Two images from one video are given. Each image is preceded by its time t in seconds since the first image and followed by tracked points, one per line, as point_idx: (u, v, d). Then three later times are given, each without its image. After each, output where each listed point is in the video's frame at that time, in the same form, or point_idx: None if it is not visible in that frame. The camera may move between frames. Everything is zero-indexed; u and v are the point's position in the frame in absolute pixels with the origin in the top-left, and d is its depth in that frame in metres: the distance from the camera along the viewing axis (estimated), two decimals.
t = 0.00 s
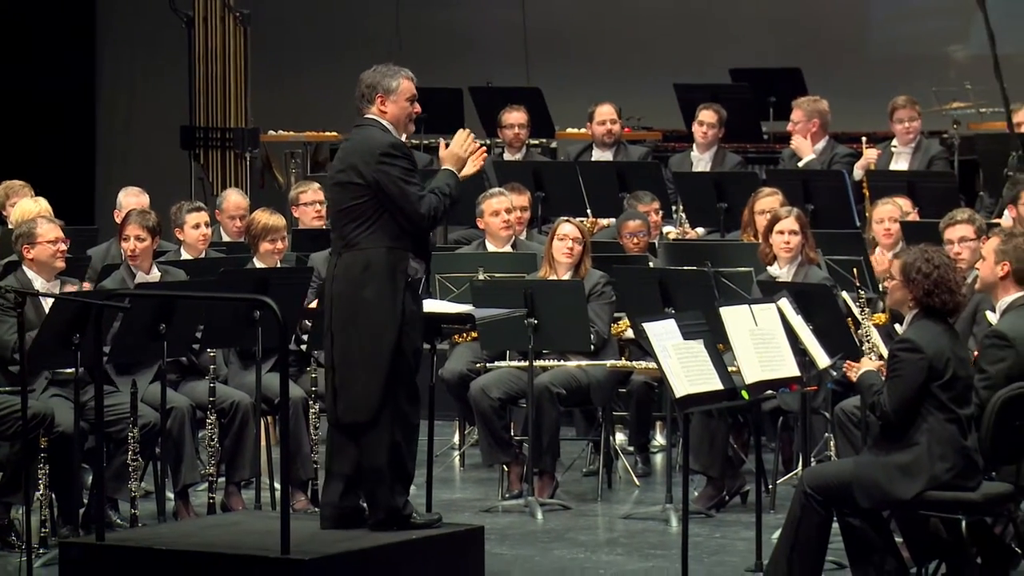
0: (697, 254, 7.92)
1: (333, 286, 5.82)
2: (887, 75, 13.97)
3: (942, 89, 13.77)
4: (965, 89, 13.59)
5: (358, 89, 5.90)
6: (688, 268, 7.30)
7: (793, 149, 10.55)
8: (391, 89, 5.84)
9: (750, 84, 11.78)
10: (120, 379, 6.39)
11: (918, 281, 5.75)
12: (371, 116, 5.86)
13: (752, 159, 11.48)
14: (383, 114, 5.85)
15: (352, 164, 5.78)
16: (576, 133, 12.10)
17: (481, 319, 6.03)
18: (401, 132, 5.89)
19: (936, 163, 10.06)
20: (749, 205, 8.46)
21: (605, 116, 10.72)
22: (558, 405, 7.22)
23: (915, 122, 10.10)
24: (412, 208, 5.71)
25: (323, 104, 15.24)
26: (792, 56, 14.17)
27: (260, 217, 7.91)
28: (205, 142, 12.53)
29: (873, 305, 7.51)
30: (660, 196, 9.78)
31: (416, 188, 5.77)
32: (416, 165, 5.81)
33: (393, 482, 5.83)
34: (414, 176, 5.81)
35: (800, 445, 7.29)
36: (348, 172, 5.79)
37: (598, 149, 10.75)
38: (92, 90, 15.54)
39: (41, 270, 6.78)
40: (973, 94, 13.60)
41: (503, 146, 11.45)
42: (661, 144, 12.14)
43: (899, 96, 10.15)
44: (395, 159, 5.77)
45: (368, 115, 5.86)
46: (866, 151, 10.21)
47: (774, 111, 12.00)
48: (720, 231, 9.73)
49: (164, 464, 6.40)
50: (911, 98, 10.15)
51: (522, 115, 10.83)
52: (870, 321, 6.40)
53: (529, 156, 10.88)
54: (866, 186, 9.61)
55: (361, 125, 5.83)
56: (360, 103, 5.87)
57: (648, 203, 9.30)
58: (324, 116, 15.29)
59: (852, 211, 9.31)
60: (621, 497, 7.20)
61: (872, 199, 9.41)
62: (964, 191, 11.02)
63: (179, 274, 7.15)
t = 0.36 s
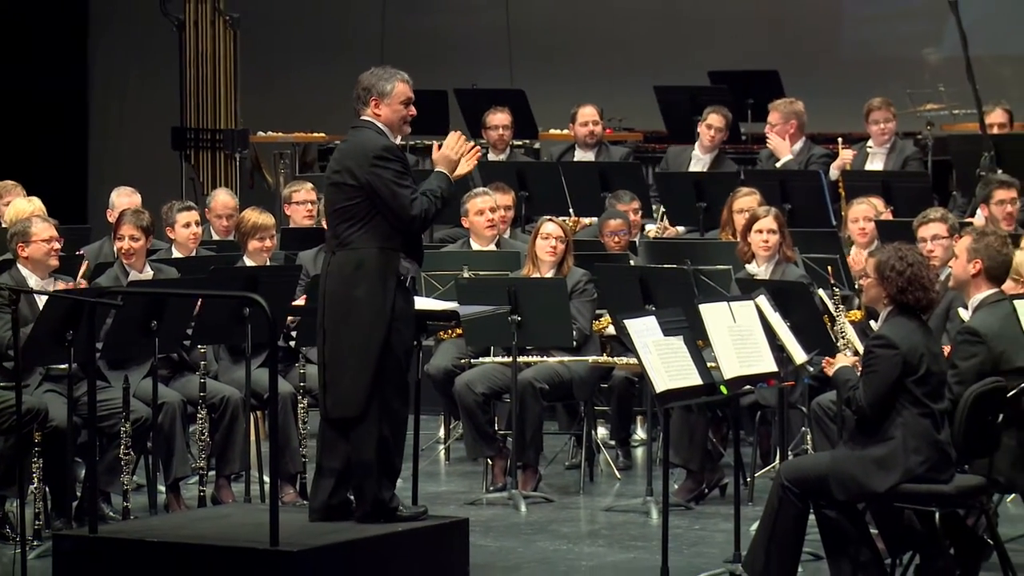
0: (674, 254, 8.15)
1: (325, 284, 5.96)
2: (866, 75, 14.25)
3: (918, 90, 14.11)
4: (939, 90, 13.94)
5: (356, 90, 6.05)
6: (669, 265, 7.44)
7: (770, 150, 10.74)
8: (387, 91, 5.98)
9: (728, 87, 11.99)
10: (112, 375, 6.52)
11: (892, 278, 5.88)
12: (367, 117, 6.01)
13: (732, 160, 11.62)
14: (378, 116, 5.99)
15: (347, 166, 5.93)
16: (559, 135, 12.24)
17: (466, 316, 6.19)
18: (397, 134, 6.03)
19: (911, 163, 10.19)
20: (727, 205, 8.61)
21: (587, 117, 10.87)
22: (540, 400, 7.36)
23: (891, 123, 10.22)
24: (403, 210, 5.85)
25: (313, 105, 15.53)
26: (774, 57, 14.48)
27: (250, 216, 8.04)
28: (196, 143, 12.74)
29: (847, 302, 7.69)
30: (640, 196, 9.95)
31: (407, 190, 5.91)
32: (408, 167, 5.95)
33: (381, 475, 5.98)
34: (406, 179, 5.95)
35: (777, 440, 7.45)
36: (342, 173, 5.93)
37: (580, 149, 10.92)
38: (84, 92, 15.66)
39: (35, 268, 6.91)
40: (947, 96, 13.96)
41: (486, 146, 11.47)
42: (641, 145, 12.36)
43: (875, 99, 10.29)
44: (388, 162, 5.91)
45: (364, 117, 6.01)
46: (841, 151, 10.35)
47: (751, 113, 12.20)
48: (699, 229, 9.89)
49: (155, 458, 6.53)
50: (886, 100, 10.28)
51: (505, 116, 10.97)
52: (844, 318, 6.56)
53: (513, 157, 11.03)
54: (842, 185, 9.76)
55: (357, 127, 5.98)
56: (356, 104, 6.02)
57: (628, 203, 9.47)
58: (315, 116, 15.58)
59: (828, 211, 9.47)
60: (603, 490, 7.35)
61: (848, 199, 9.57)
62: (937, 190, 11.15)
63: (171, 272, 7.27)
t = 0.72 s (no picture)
0: (654, 254, 8.31)
1: (313, 284, 6.09)
2: (844, 80, 14.49)
3: (892, 93, 14.30)
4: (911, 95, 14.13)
5: (350, 95, 6.20)
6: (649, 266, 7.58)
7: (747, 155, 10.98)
8: (380, 97, 6.14)
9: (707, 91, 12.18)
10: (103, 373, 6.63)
11: (867, 279, 6.02)
12: (359, 122, 6.16)
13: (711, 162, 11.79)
14: (370, 121, 6.14)
15: (336, 168, 6.07)
16: (541, 138, 12.40)
17: (451, 316, 6.34)
18: (388, 139, 6.18)
19: (884, 167, 10.39)
20: (706, 206, 8.75)
21: (568, 121, 11.03)
22: (523, 397, 7.49)
23: (865, 127, 10.42)
24: (391, 213, 5.99)
25: (307, 106, 16.03)
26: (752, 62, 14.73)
27: (238, 218, 8.17)
28: (185, 147, 12.86)
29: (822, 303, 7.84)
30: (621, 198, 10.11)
31: (395, 193, 6.05)
32: (397, 171, 6.09)
33: (366, 472, 6.12)
34: (394, 182, 6.08)
35: (755, 437, 7.61)
36: (331, 176, 6.07)
37: (561, 152, 11.09)
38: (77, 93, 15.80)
39: (33, 269, 6.99)
40: (919, 101, 14.16)
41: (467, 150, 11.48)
42: (622, 148, 12.54)
43: (850, 104, 10.52)
44: (377, 166, 6.05)
45: (355, 121, 6.16)
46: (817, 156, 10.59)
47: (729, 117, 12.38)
48: (678, 230, 10.02)
49: (146, 455, 6.64)
50: (861, 105, 10.51)
51: (489, 120, 11.13)
52: (820, 318, 6.71)
53: (496, 160, 11.16)
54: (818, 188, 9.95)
55: (349, 131, 6.12)
56: (349, 109, 6.17)
57: (606, 204, 9.48)
58: (305, 117, 16.08)
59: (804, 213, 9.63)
60: (584, 486, 7.49)
61: (823, 201, 9.74)
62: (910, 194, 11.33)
63: (164, 274, 7.39)
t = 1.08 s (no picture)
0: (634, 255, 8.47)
1: (304, 284, 6.23)
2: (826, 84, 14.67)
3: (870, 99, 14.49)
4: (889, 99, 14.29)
5: (344, 98, 6.33)
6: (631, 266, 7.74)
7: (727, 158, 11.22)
8: (372, 101, 6.26)
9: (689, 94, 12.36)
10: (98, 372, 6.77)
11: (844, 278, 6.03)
12: (351, 125, 6.30)
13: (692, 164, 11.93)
14: (362, 124, 6.28)
15: (327, 170, 6.21)
16: (526, 141, 12.54)
17: (437, 315, 6.50)
18: (379, 142, 6.32)
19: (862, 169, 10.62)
20: (687, 208, 8.92)
21: (551, 124, 11.19)
22: (509, 394, 7.66)
23: (842, 130, 10.66)
24: (381, 215, 6.12)
25: (296, 110, 16.32)
26: (738, 64, 14.89)
27: (229, 218, 8.32)
28: (179, 150, 13.01)
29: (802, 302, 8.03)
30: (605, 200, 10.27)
31: (386, 196, 6.18)
32: (388, 174, 6.22)
33: (355, 467, 6.26)
34: (385, 185, 6.22)
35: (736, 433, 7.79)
36: (323, 178, 6.21)
37: (544, 155, 11.25)
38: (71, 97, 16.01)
39: (29, 268, 7.14)
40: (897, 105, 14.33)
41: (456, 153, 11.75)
42: (606, 151, 12.71)
43: (829, 107, 10.78)
44: (368, 169, 6.19)
45: (347, 125, 6.30)
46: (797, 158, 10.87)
47: (710, 120, 12.55)
48: (660, 231, 10.18)
49: (139, 451, 6.79)
50: (839, 109, 10.78)
51: (475, 124, 11.25)
52: (799, 316, 6.87)
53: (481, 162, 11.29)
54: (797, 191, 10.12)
55: (341, 134, 6.26)
56: (342, 112, 6.31)
57: (588, 205, 9.68)
58: (295, 121, 16.36)
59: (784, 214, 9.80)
60: (568, 481, 7.65)
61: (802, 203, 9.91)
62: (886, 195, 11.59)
63: (157, 274, 7.52)
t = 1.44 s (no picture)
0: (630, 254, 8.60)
1: (305, 284, 6.39)
2: (814, 87, 14.77)
3: (858, 103, 14.59)
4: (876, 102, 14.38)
5: (345, 102, 6.46)
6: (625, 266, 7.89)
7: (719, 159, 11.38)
8: (372, 105, 6.39)
9: (683, 97, 12.52)
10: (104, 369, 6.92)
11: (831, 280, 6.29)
12: (351, 128, 6.45)
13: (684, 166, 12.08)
14: (362, 128, 6.42)
15: (328, 173, 6.37)
16: (522, 143, 12.71)
17: (436, 313, 6.65)
18: (379, 145, 6.45)
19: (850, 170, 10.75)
20: (679, 209, 9.08)
21: (546, 127, 11.36)
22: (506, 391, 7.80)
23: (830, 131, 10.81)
24: (379, 216, 6.26)
25: (296, 112, 16.46)
26: (733, 66, 15.04)
27: (231, 219, 8.47)
28: (182, 151, 13.22)
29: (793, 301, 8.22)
30: (599, 201, 10.43)
31: (384, 197, 6.32)
32: (386, 176, 6.37)
33: (355, 462, 6.41)
34: (383, 187, 6.36)
35: (728, 429, 7.96)
36: (323, 181, 6.37)
37: (540, 157, 11.40)
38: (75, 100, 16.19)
39: (35, 267, 7.28)
40: (885, 108, 14.42)
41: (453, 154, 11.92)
42: (601, 152, 12.87)
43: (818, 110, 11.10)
44: (367, 172, 6.33)
45: (349, 128, 6.43)
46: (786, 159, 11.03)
47: (702, 123, 12.70)
48: (653, 232, 10.32)
49: (144, 447, 6.93)
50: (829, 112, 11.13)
51: (472, 126, 11.40)
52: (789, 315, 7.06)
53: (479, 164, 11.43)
54: (787, 193, 10.30)
55: (342, 138, 6.40)
56: (342, 116, 6.45)
57: (582, 206, 9.97)
58: (295, 124, 16.50)
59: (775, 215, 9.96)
60: (564, 476, 7.80)
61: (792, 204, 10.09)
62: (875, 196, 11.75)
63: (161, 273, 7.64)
